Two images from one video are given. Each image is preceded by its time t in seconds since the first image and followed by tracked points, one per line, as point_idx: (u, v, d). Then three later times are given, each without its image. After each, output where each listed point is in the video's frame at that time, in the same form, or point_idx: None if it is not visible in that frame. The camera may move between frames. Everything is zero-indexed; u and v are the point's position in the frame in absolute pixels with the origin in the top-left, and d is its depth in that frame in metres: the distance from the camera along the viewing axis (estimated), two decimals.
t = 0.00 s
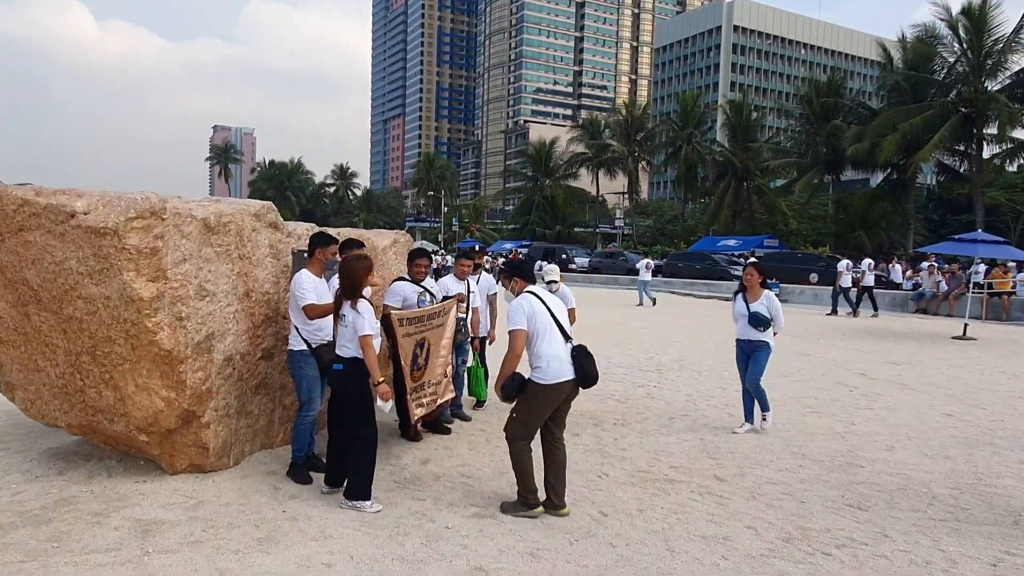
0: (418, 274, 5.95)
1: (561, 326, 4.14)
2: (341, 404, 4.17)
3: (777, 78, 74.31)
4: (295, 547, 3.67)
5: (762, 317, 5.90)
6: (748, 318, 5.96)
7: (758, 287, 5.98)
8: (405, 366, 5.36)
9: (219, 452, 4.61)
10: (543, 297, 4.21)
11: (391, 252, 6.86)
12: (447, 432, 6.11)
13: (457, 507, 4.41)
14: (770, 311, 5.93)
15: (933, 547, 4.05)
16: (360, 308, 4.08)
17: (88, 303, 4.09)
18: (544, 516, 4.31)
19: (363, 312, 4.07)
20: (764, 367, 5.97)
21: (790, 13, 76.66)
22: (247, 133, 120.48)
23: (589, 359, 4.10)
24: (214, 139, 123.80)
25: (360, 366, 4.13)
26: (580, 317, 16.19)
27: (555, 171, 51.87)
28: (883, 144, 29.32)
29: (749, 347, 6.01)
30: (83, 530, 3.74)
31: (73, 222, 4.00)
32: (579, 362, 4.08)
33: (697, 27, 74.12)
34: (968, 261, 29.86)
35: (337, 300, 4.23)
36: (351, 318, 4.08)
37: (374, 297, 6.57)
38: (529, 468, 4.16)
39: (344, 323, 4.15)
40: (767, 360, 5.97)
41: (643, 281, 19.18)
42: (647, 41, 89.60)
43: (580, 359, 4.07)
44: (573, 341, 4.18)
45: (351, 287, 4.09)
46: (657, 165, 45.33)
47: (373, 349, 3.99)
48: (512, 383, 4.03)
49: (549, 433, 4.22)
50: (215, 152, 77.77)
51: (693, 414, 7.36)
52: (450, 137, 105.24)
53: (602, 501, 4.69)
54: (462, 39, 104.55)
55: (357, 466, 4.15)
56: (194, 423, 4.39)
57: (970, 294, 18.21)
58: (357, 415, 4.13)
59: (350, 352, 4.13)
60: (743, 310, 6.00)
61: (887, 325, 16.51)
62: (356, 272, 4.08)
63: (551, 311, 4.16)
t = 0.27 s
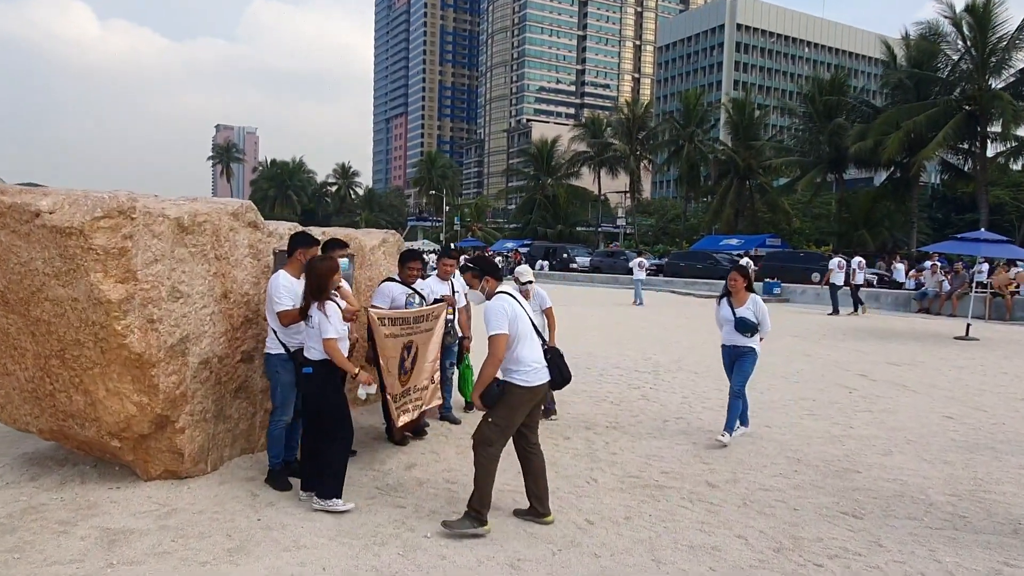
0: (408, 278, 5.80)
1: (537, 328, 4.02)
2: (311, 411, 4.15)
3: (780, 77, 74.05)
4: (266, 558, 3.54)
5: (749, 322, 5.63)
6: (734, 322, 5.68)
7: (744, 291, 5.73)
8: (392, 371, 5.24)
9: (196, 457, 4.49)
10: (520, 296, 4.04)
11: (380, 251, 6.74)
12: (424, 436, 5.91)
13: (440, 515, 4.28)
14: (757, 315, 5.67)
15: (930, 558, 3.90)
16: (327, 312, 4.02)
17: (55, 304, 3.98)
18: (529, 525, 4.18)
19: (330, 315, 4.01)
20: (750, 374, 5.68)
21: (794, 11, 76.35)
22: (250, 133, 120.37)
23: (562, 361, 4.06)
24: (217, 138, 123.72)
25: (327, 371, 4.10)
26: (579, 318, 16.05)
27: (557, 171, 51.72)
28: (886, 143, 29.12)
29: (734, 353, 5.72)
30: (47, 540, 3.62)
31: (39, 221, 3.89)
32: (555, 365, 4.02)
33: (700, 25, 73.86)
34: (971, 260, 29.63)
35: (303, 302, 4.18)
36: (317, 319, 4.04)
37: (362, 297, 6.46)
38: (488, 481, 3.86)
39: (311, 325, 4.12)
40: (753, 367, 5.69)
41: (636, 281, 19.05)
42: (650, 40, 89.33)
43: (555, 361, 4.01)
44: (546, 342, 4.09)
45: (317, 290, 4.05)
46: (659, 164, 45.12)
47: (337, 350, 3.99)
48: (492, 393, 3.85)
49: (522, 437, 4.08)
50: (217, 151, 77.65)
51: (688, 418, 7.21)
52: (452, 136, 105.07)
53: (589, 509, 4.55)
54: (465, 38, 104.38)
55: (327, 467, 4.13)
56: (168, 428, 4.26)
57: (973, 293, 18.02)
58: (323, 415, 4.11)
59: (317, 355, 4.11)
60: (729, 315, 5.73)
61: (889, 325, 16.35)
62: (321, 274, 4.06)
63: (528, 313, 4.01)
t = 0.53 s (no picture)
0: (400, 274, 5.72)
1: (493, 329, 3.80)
2: (291, 410, 4.12)
3: (785, 74, 73.71)
4: (241, 565, 3.44)
5: (735, 322, 5.50)
6: (719, 322, 5.55)
7: (732, 290, 5.61)
8: (380, 368, 5.14)
9: (176, 460, 4.39)
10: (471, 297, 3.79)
11: (371, 249, 6.64)
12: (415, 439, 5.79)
13: (424, 519, 4.17)
14: (743, 315, 5.54)
15: (927, 565, 3.78)
16: (303, 306, 3.96)
17: (29, 303, 3.92)
18: (515, 530, 4.07)
19: (305, 310, 3.95)
20: (737, 374, 5.54)
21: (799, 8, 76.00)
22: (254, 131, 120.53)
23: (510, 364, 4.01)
24: (221, 136, 123.79)
25: (308, 367, 4.06)
26: (579, 316, 15.93)
27: (560, 169, 51.62)
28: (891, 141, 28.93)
29: (720, 355, 5.59)
30: (15, 545, 3.52)
31: (11, 219, 3.83)
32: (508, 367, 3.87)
33: (704, 23, 73.59)
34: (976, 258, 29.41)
35: (279, 299, 4.10)
36: (292, 316, 3.97)
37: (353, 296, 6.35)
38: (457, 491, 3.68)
39: (286, 323, 4.05)
40: (739, 368, 5.55)
41: (632, 279, 18.96)
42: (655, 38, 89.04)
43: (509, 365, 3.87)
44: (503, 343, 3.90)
45: (293, 285, 3.98)
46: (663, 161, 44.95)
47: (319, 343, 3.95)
48: (469, 407, 3.59)
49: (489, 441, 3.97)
50: (221, 149, 77.64)
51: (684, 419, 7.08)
52: (456, 134, 104.95)
53: (578, 513, 4.44)
54: (469, 35, 104.21)
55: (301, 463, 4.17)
56: (146, 429, 4.15)
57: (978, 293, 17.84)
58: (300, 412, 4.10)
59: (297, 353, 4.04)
60: (718, 315, 5.61)
61: (891, 324, 16.20)
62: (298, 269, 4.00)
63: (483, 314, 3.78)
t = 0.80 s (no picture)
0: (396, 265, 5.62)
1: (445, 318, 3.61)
2: (269, 405, 3.99)
3: (788, 69, 73.35)
4: (211, 566, 3.32)
5: (719, 318, 5.36)
6: (703, 318, 5.42)
7: (716, 285, 5.48)
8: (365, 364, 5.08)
9: (152, 456, 4.26)
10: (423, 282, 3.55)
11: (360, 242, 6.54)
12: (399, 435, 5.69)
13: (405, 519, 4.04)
14: (728, 310, 5.40)
15: (920, 568, 3.66)
16: (280, 294, 3.92)
17: None
18: (498, 531, 3.95)
19: (286, 299, 3.91)
20: (726, 372, 5.41)
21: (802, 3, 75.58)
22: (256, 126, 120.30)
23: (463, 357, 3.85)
24: (223, 131, 123.66)
25: (286, 361, 3.94)
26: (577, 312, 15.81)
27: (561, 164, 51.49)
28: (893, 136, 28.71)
29: (705, 352, 5.44)
30: None
31: None
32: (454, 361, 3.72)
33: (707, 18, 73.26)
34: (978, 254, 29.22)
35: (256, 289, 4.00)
36: (270, 308, 3.90)
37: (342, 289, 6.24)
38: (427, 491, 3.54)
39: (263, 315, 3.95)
40: (727, 365, 5.41)
41: (625, 272, 18.86)
42: (657, 33, 88.67)
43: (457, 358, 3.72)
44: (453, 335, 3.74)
45: (271, 273, 3.92)
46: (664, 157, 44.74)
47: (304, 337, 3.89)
48: (420, 400, 3.39)
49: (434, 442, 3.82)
50: (222, 143, 77.47)
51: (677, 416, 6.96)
52: (458, 129, 104.68)
53: (565, 512, 4.32)
54: (471, 30, 103.91)
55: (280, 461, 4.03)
56: (119, 425, 4.03)
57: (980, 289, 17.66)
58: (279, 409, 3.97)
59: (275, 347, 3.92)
60: (702, 311, 5.47)
61: (891, 321, 16.06)
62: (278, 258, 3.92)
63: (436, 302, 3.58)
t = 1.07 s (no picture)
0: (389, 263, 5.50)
1: (393, 316, 3.44)
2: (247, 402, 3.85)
3: (791, 70, 73.13)
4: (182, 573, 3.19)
5: (701, 324, 5.05)
6: (684, 324, 5.09)
7: (696, 289, 5.18)
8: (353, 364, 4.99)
9: (130, 458, 4.13)
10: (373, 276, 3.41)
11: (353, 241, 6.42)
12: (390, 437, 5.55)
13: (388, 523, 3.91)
14: (709, 318, 5.12)
15: None
16: (260, 287, 3.79)
17: None
18: (484, 538, 3.81)
19: (264, 291, 3.78)
20: (708, 380, 5.16)
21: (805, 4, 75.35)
22: (257, 124, 120.42)
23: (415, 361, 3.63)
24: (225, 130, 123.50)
25: (266, 358, 3.78)
26: (575, 312, 15.66)
27: (563, 164, 51.37)
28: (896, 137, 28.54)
29: (685, 361, 5.11)
30: None
31: None
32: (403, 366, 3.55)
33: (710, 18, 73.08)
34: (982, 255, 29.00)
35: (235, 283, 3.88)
36: (250, 303, 3.78)
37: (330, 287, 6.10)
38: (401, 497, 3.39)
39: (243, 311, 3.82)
40: (708, 375, 5.12)
41: (619, 271, 18.70)
42: (660, 33, 88.48)
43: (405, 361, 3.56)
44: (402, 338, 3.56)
45: (251, 264, 3.79)
46: (666, 157, 44.55)
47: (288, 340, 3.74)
48: (346, 398, 3.23)
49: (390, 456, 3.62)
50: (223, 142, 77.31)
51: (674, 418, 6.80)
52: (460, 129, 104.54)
53: (555, 518, 4.19)
54: (474, 30, 103.75)
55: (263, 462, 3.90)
56: (94, 425, 3.89)
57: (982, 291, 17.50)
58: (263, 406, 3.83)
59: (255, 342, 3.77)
60: (677, 317, 5.17)
61: (893, 323, 15.90)
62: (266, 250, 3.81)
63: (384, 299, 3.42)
